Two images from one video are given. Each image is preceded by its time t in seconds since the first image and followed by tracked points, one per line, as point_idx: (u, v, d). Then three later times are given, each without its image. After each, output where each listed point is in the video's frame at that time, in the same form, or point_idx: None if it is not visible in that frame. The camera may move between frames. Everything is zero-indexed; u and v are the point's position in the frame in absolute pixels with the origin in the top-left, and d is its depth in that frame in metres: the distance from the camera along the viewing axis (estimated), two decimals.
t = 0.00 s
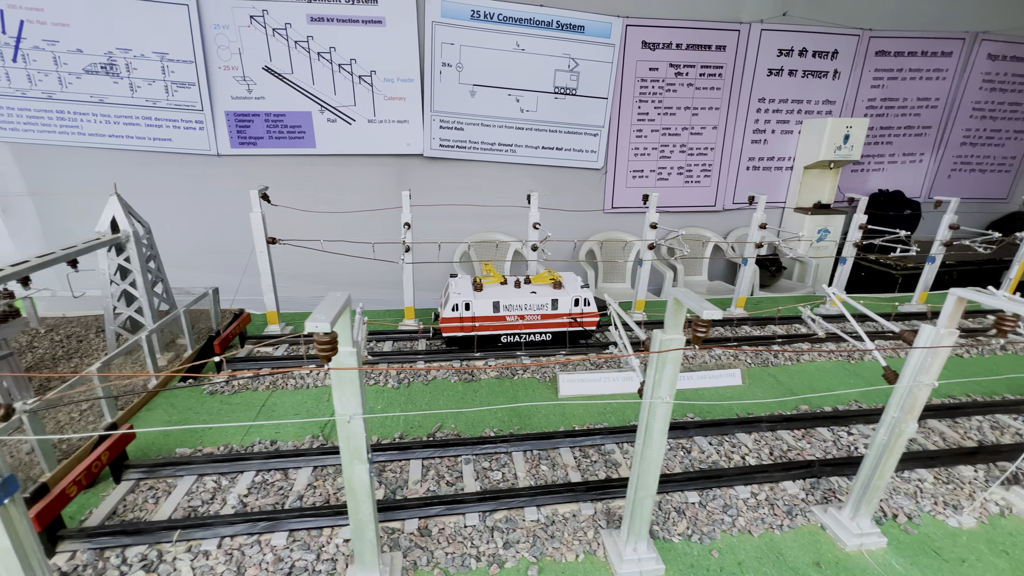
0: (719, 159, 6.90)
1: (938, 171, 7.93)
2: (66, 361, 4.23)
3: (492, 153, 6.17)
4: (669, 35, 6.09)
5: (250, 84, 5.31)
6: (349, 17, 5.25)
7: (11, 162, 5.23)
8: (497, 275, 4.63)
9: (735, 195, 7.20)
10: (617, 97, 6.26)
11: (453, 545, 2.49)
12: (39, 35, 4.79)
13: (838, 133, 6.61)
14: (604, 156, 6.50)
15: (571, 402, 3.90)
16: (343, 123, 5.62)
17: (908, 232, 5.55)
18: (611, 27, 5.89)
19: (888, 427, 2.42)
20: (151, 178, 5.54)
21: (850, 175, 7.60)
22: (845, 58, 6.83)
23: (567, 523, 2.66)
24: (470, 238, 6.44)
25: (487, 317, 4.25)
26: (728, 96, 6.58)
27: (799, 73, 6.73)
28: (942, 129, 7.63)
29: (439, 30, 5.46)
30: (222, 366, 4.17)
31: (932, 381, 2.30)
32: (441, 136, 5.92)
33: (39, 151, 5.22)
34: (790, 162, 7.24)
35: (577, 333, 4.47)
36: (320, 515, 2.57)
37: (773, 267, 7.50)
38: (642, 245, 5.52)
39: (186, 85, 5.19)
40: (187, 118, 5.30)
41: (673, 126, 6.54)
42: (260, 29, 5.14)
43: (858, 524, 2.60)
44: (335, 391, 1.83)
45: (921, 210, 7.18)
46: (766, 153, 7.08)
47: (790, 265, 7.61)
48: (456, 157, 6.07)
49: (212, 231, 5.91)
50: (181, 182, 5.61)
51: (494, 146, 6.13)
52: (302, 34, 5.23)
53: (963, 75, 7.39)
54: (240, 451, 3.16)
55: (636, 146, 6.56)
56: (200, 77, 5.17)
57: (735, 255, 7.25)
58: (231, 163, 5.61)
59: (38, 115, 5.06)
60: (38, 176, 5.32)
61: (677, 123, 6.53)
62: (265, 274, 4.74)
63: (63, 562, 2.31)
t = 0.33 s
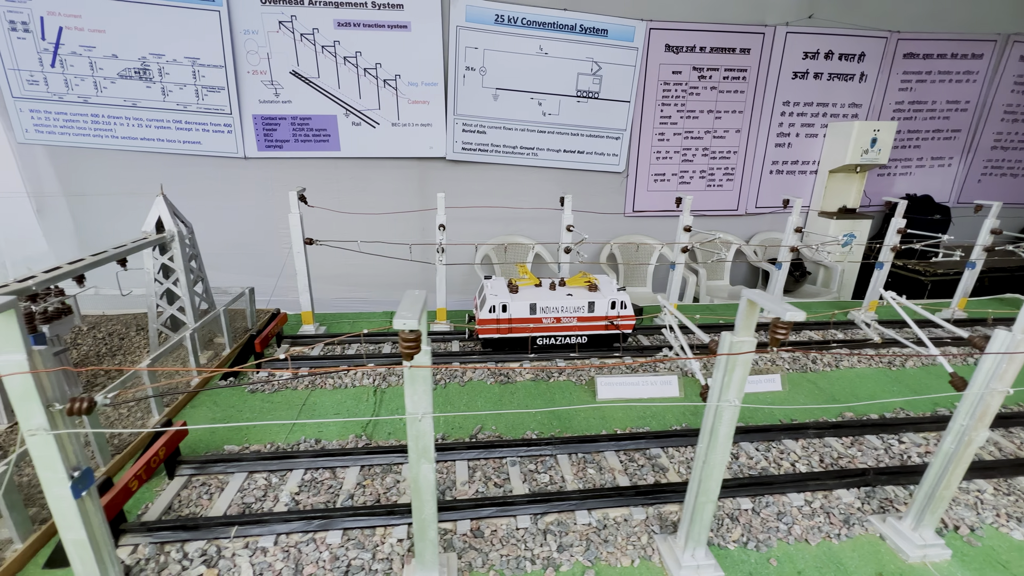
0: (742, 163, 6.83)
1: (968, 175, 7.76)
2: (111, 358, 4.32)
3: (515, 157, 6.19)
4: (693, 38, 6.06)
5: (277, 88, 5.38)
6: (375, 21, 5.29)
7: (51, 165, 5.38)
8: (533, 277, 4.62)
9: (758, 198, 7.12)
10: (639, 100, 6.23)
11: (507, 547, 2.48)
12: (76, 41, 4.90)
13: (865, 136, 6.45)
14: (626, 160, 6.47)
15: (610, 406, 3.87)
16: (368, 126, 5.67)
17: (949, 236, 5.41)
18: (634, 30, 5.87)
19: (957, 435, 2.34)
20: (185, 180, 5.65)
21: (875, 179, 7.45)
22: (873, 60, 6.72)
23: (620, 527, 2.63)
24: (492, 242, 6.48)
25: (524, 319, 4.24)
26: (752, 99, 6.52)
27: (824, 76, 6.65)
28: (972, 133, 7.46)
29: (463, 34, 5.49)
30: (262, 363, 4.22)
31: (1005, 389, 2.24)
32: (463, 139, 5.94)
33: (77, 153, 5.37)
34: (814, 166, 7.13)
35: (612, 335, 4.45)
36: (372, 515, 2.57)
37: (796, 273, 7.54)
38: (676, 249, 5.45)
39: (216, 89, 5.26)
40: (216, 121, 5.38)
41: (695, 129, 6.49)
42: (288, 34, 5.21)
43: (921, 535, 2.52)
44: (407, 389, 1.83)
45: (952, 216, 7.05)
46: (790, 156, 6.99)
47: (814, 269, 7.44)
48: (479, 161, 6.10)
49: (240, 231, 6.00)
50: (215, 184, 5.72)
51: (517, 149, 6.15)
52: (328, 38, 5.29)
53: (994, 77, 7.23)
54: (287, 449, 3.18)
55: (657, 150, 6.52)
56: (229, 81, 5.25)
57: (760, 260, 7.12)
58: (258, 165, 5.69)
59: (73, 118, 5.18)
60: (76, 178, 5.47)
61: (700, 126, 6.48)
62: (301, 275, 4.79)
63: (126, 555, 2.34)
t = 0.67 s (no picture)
0: (762, 163, 6.77)
1: (990, 175, 7.66)
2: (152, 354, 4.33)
3: (536, 156, 6.17)
4: (715, 37, 6.01)
5: (299, 87, 5.38)
6: (397, 20, 5.28)
7: (77, 163, 5.40)
8: (571, 274, 4.60)
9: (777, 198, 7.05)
10: (659, 99, 6.19)
11: (574, 544, 2.46)
12: (102, 41, 4.92)
13: (887, 135, 6.35)
14: (644, 159, 6.44)
15: (656, 404, 3.84)
16: (388, 125, 5.67)
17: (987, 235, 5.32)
18: (655, 29, 5.84)
19: None
20: (212, 178, 5.66)
21: (896, 179, 7.39)
22: (895, 59, 6.65)
23: (685, 526, 2.61)
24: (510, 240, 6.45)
25: (565, 316, 4.22)
26: (773, 98, 6.46)
27: (846, 75, 6.58)
28: (995, 132, 7.37)
29: (484, 33, 5.48)
30: (303, 360, 4.22)
31: None
32: (483, 138, 5.93)
33: (104, 152, 5.40)
34: (834, 165, 7.05)
35: (651, 334, 4.43)
36: (437, 511, 2.56)
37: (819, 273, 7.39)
38: (710, 246, 5.34)
39: (238, 88, 5.26)
40: (238, 120, 5.38)
41: (715, 128, 6.44)
42: (311, 33, 5.21)
43: (993, 537, 2.47)
44: (495, 382, 1.82)
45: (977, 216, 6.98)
46: (810, 155, 6.92)
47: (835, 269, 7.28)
48: (500, 160, 6.09)
49: (262, 229, 6.02)
50: (243, 182, 5.73)
51: (537, 149, 6.13)
52: (350, 37, 5.29)
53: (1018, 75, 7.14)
54: (340, 445, 3.18)
55: (677, 149, 6.48)
56: (251, 80, 5.25)
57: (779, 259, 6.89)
58: (281, 164, 5.70)
59: (98, 117, 5.20)
60: (100, 176, 5.49)
61: (719, 125, 6.43)
62: (338, 271, 4.75)
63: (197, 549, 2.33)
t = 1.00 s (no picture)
0: (782, 163, 6.74)
1: (1012, 176, 7.59)
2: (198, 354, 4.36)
3: (556, 157, 6.19)
4: (737, 37, 6.00)
5: (323, 88, 5.41)
6: (420, 22, 5.31)
7: (105, 165, 5.50)
8: (611, 277, 4.64)
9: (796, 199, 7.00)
10: (679, 99, 6.18)
11: (644, 546, 2.49)
12: (130, 43, 4.97)
13: (910, 136, 6.36)
14: (664, 160, 6.44)
15: (702, 407, 3.86)
16: (410, 126, 5.70)
17: None
18: (677, 29, 5.83)
19: None
20: (246, 180, 5.75)
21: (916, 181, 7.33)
22: (918, 59, 6.60)
23: (750, 529, 2.63)
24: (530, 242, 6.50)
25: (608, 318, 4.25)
26: (794, 99, 6.43)
27: (868, 75, 6.53)
28: (1018, 133, 7.30)
29: (507, 34, 5.51)
30: (349, 361, 4.27)
31: None
32: (504, 138, 5.95)
33: (131, 153, 5.48)
34: (855, 166, 6.99)
35: (692, 336, 4.45)
36: (506, 512, 2.60)
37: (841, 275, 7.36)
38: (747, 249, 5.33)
39: (263, 90, 5.31)
40: (262, 121, 5.43)
41: (735, 129, 6.43)
42: (335, 35, 5.24)
43: None
44: (588, 387, 1.85)
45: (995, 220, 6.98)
46: (831, 156, 6.86)
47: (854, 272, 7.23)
48: (520, 161, 6.11)
49: (290, 230, 6.10)
50: (274, 183, 5.81)
51: (557, 149, 6.14)
52: (374, 39, 5.32)
53: None
54: (397, 445, 3.23)
55: (697, 149, 6.47)
56: (276, 81, 5.29)
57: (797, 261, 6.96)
58: (303, 164, 5.75)
59: (125, 119, 5.27)
60: (125, 177, 5.57)
61: (740, 126, 6.42)
62: (379, 272, 4.77)
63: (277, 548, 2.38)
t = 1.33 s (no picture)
0: (802, 164, 6.70)
1: None
2: (238, 354, 4.40)
3: (571, 157, 6.19)
4: (758, 37, 5.98)
5: (344, 89, 5.47)
6: (442, 24, 5.36)
7: (134, 166, 5.57)
8: (646, 279, 4.65)
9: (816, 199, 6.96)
10: (698, 100, 6.17)
11: (701, 546, 2.51)
12: (157, 45, 5.04)
13: (934, 136, 6.28)
14: (682, 160, 6.42)
15: (742, 409, 3.86)
16: (431, 126, 5.74)
17: None
18: (697, 29, 5.82)
19: None
20: (276, 182, 5.83)
21: (938, 182, 7.26)
22: (941, 59, 6.54)
23: (805, 531, 2.64)
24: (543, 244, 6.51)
25: (645, 320, 4.25)
26: (815, 99, 6.39)
27: (890, 75, 6.48)
28: None
29: (528, 35, 5.53)
30: (388, 361, 4.32)
31: None
32: (524, 138, 5.98)
33: (159, 155, 5.56)
34: (876, 167, 6.93)
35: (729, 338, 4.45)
36: (562, 511, 2.64)
37: (858, 276, 7.11)
38: (778, 252, 5.36)
39: (286, 91, 5.37)
40: (285, 122, 5.49)
41: (755, 129, 6.40)
42: (357, 36, 5.29)
43: None
44: (665, 388, 1.88)
45: None
46: (851, 157, 6.81)
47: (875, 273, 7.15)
48: (536, 161, 6.14)
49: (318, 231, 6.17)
50: (302, 184, 5.87)
51: (575, 150, 6.15)
52: (396, 40, 5.36)
53: None
54: (445, 444, 3.27)
55: (716, 150, 6.45)
56: (299, 83, 5.35)
57: (815, 261, 6.96)
58: (323, 165, 5.81)
59: (151, 120, 5.34)
60: (152, 178, 5.65)
61: (760, 126, 6.39)
62: (413, 272, 4.80)
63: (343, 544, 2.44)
